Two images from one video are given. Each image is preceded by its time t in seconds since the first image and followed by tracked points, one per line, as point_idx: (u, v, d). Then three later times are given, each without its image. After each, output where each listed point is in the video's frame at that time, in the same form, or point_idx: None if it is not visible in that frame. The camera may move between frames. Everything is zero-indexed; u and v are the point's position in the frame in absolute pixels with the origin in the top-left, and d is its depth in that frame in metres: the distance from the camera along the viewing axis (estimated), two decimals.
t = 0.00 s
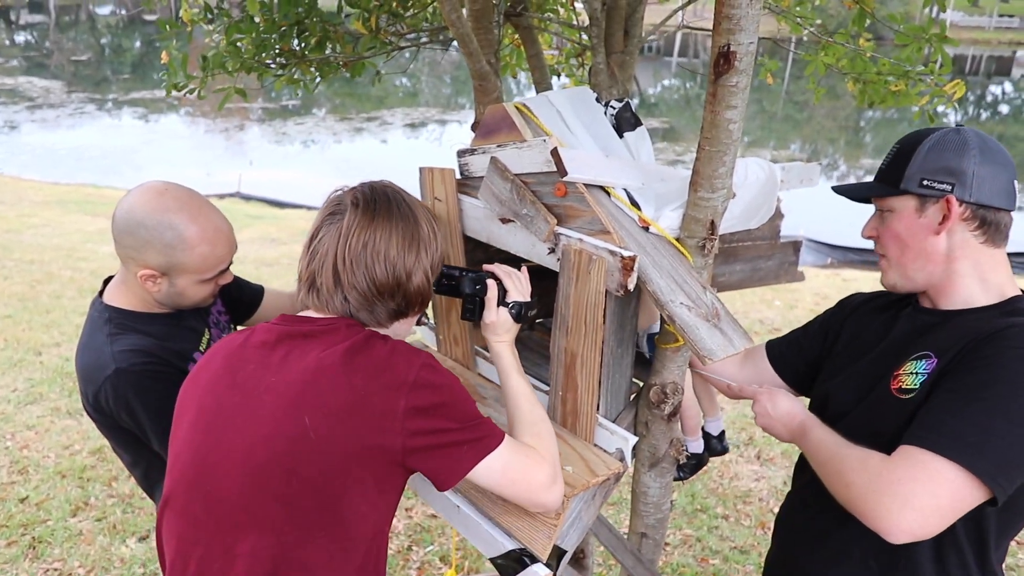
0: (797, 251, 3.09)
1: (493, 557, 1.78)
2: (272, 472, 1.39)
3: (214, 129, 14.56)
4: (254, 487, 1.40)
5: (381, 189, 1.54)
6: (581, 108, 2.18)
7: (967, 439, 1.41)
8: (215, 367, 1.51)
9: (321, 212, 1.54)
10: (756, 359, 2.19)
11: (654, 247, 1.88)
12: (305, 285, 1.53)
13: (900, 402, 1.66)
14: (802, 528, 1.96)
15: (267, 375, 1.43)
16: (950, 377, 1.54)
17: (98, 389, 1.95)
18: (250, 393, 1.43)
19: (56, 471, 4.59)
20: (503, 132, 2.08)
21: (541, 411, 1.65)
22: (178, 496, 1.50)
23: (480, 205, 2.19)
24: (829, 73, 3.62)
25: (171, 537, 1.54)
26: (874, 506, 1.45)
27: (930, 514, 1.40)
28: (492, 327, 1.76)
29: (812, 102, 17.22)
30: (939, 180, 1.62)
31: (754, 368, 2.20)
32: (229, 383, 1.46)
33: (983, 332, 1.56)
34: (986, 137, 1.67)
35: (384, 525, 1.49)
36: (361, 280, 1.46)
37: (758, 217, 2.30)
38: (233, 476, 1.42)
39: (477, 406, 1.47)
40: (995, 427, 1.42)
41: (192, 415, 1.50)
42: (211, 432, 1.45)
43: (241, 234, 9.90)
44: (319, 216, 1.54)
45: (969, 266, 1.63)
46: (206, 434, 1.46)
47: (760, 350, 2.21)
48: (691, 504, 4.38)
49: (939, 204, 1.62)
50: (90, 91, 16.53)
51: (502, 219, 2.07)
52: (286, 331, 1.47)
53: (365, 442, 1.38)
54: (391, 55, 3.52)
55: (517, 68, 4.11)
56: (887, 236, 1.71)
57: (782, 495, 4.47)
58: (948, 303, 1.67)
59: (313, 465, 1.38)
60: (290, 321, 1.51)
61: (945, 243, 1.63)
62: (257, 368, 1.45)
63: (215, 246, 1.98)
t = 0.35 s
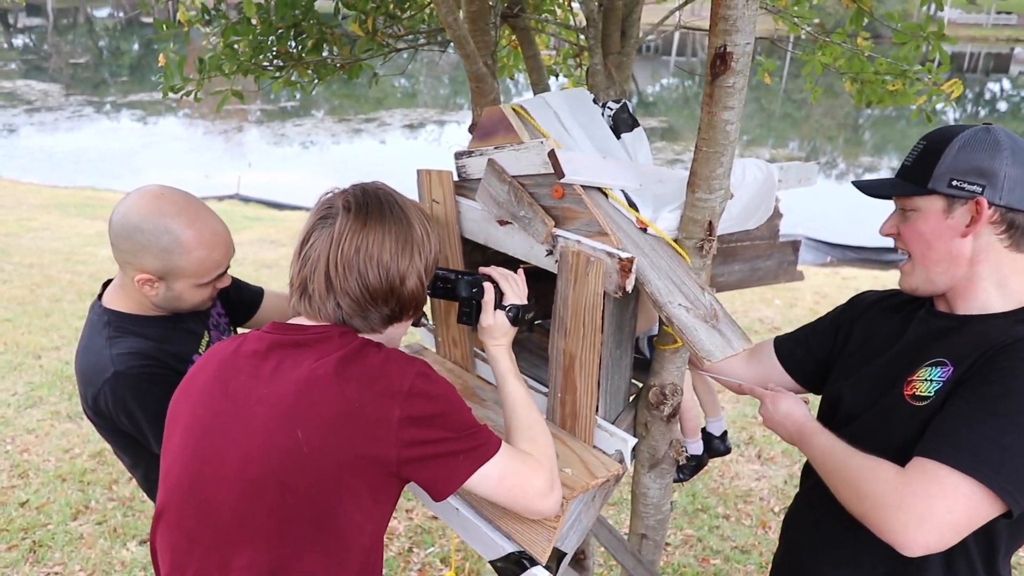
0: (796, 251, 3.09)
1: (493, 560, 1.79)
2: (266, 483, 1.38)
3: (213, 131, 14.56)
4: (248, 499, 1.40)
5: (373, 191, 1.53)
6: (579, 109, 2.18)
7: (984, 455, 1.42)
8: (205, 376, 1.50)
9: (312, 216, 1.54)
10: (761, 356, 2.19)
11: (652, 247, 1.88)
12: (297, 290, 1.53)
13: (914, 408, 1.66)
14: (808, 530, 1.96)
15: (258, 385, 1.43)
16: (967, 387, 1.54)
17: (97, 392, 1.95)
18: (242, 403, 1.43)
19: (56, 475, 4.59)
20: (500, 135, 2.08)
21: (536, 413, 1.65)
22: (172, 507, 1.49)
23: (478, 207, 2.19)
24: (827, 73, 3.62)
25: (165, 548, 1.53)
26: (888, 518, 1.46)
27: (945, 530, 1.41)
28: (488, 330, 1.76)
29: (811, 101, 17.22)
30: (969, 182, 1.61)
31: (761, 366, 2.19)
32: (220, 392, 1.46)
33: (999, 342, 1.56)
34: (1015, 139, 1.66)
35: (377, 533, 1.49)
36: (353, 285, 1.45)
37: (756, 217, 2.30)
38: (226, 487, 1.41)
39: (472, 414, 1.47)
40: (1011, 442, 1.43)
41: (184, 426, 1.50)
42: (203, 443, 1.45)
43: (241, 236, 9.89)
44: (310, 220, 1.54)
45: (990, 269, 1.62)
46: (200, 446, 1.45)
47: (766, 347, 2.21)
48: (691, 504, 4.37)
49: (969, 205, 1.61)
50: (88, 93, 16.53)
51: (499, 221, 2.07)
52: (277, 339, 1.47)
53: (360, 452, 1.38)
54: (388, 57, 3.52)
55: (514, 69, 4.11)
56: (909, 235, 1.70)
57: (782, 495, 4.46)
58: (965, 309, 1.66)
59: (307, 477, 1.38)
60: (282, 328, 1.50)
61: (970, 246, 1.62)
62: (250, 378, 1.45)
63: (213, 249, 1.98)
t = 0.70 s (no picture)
0: (793, 252, 3.10)
1: (492, 562, 1.81)
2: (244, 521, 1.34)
3: (210, 134, 14.55)
4: (227, 538, 1.36)
5: (344, 190, 1.44)
6: (575, 112, 2.18)
7: (991, 463, 1.43)
8: (169, 407, 1.45)
9: (277, 217, 1.44)
10: (765, 355, 2.19)
11: (649, 249, 1.89)
12: (264, 295, 1.44)
13: (920, 414, 1.66)
14: (816, 533, 1.97)
15: (225, 417, 1.38)
16: (973, 394, 1.55)
17: (93, 396, 1.96)
18: (210, 437, 1.38)
19: (54, 479, 4.58)
20: (497, 137, 2.08)
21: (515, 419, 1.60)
22: (149, 548, 1.46)
23: (475, 209, 2.20)
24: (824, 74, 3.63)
25: None
26: (895, 527, 1.47)
27: (952, 538, 1.44)
28: (464, 331, 1.69)
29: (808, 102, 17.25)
30: (980, 185, 1.61)
31: (765, 366, 2.19)
32: (186, 425, 1.41)
33: (1005, 347, 1.56)
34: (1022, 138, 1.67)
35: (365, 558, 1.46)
36: (326, 293, 1.38)
37: (753, 219, 2.30)
38: (203, 526, 1.37)
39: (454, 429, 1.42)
40: (1018, 449, 1.44)
41: (153, 464, 1.45)
42: (173, 480, 1.40)
43: (238, 239, 9.88)
44: (275, 220, 1.43)
45: (999, 273, 1.62)
46: (171, 485, 1.40)
47: (771, 346, 2.20)
48: (690, 505, 4.37)
49: (980, 208, 1.61)
50: (85, 97, 16.51)
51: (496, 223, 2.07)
52: (243, 367, 1.41)
53: (338, 483, 1.33)
54: (385, 60, 3.53)
55: (510, 71, 4.12)
56: (916, 237, 1.69)
57: (781, 495, 4.47)
58: (972, 312, 1.66)
59: (283, 511, 1.34)
60: (247, 350, 1.44)
61: (980, 250, 1.62)
62: (218, 411, 1.39)
63: (206, 250, 1.96)
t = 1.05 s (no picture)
0: (794, 250, 3.09)
1: (493, 561, 1.83)
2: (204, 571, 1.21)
3: (210, 133, 14.55)
4: None
5: (291, 186, 1.28)
6: (575, 110, 2.18)
7: (984, 475, 1.41)
8: (104, 453, 1.29)
9: (212, 220, 1.26)
10: (764, 355, 2.19)
11: (650, 247, 1.88)
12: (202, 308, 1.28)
13: (914, 421, 1.65)
14: (817, 535, 1.96)
15: (168, 461, 1.23)
16: (965, 402, 1.53)
17: (93, 395, 1.95)
18: (154, 483, 1.23)
19: (55, 479, 4.58)
20: (498, 136, 2.08)
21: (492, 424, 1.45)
22: None
23: (476, 207, 2.21)
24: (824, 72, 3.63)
25: None
26: (889, 539, 1.46)
27: (946, 550, 1.42)
28: (431, 331, 1.52)
29: (808, 100, 17.26)
30: (973, 186, 1.59)
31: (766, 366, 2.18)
32: (124, 474, 1.26)
33: (999, 353, 1.54)
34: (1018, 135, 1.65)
35: None
36: (271, 304, 1.22)
37: (753, 217, 2.31)
38: None
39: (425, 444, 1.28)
40: (1012, 461, 1.41)
41: (96, 518, 1.30)
42: (117, 533, 1.26)
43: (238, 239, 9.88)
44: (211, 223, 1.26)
45: (994, 274, 1.62)
46: (116, 539, 1.26)
47: (770, 346, 2.20)
48: (691, 504, 4.37)
49: (973, 209, 1.60)
50: (85, 96, 16.50)
51: (497, 221, 2.07)
52: (183, 399, 1.25)
53: (304, 519, 1.21)
54: (385, 58, 3.53)
55: (510, 70, 4.13)
56: (910, 240, 1.69)
57: (782, 494, 4.47)
58: (969, 315, 1.66)
59: (246, 559, 1.21)
60: (183, 381, 1.27)
61: (975, 250, 1.61)
62: (159, 454, 1.24)
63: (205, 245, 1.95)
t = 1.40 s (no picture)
0: (794, 251, 3.10)
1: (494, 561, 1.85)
2: None
3: (210, 134, 14.56)
4: None
5: (265, 190, 1.26)
6: (577, 112, 2.19)
7: (963, 481, 1.41)
8: (82, 477, 1.27)
9: (186, 229, 1.25)
10: (763, 358, 2.20)
11: (651, 250, 1.89)
12: (178, 320, 1.27)
13: (900, 427, 1.66)
14: (811, 538, 1.95)
15: (147, 487, 1.20)
16: (949, 408, 1.53)
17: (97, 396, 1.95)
18: (132, 510, 1.20)
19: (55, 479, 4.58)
20: (500, 138, 2.09)
21: (487, 433, 1.43)
22: None
23: (477, 209, 2.22)
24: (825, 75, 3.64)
25: None
26: (867, 543, 1.47)
27: (925, 556, 1.41)
28: (426, 339, 1.51)
29: (807, 102, 17.28)
30: (958, 190, 1.61)
31: (765, 369, 2.19)
32: (103, 499, 1.24)
33: (985, 360, 1.55)
34: (1007, 138, 1.65)
35: None
36: (245, 316, 1.21)
37: (754, 219, 2.32)
38: None
39: (414, 461, 1.26)
40: (993, 468, 1.41)
41: (77, 545, 1.28)
42: (98, 560, 1.24)
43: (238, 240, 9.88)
44: (184, 232, 1.25)
45: (984, 278, 1.62)
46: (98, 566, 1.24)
47: (769, 349, 2.21)
48: (691, 505, 4.38)
49: (959, 213, 1.61)
50: (85, 97, 16.49)
51: (500, 223, 2.09)
52: (160, 422, 1.22)
53: (287, 544, 1.18)
54: (387, 60, 3.54)
55: (512, 71, 4.14)
56: (901, 245, 1.71)
57: (781, 495, 4.47)
58: (959, 321, 1.66)
59: None
60: (160, 402, 1.25)
61: (964, 255, 1.62)
62: (136, 479, 1.21)
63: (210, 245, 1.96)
